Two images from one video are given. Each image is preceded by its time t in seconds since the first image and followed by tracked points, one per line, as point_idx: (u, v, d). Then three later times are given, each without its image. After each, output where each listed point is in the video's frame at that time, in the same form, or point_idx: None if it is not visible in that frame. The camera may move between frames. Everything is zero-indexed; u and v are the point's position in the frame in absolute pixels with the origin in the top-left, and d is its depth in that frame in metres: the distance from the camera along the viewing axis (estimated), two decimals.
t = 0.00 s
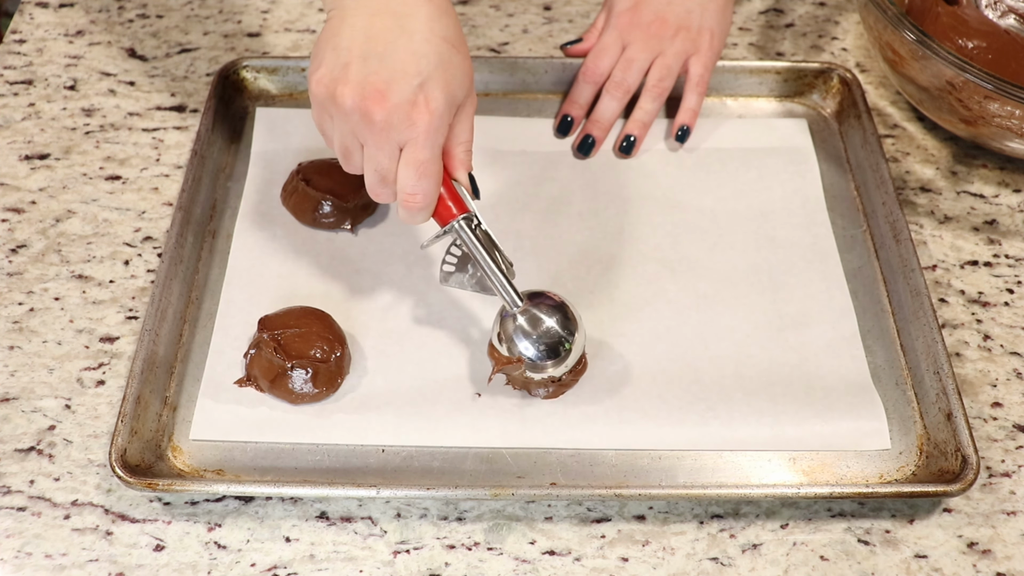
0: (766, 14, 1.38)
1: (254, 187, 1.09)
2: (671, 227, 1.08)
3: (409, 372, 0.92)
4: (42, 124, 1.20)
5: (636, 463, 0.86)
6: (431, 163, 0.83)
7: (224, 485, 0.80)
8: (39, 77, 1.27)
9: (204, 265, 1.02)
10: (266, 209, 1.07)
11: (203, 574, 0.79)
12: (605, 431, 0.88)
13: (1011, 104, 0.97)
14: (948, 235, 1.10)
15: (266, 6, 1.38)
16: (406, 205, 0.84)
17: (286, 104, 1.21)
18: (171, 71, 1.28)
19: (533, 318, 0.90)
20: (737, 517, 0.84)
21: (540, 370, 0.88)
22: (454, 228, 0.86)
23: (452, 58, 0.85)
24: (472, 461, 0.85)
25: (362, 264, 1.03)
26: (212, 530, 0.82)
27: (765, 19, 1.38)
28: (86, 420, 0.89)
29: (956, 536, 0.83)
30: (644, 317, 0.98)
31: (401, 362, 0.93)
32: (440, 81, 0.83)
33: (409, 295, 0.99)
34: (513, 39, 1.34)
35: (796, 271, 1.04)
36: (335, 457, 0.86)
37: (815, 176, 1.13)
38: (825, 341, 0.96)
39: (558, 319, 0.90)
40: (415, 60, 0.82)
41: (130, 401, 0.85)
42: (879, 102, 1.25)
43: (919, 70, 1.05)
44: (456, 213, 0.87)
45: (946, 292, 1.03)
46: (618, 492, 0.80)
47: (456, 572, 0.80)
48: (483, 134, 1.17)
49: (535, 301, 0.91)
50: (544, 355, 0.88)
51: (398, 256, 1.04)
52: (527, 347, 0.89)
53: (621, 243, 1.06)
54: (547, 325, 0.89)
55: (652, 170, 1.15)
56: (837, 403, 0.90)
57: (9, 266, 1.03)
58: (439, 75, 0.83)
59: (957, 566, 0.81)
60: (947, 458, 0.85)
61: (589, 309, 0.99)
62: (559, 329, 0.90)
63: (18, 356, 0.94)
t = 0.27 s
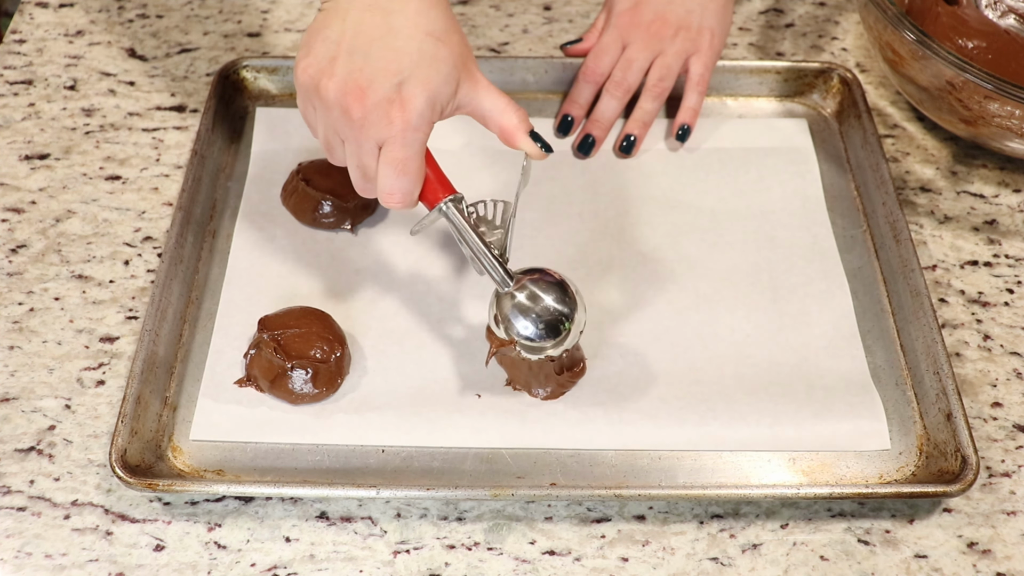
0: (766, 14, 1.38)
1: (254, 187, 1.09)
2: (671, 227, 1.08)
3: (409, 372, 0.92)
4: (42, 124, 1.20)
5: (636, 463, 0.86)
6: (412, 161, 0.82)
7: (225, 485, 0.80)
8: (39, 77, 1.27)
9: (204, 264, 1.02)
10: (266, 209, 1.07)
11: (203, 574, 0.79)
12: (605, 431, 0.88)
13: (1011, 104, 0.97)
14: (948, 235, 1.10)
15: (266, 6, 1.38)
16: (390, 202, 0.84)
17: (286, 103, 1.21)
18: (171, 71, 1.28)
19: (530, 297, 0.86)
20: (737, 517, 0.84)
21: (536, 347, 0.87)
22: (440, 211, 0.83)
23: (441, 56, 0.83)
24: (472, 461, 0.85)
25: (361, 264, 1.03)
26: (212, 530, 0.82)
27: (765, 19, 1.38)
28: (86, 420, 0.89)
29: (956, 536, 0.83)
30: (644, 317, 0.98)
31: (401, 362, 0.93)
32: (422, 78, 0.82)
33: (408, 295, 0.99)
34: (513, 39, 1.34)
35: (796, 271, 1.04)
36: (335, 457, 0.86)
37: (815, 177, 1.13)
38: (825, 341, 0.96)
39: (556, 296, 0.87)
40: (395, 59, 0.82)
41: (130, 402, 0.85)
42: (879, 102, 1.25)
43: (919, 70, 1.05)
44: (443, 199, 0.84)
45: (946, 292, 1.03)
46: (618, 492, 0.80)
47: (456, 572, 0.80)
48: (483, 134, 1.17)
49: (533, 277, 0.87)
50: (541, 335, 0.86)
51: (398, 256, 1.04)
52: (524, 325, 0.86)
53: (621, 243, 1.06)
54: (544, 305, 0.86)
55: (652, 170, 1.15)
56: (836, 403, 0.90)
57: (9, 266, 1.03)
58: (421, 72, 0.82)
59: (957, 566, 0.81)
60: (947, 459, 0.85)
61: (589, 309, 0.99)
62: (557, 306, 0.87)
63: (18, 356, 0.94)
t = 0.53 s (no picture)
0: (766, 14, 1.38)
1: (255, 187, 1.09)
2: (671, 227, 1.08)
3: (409, 372, 0.92)
4: (42, 124, 1.20)
5: (635, 463, 0.86)
6: (410, 126, 0.80)
7: (222, 482, 0.80)
8: (39, 77, 1.27)
9: (203, 262, 1.02)
10: (266, 208, 1.07)
11: (203, 574, 0.79)
12: (605, 432, 0.88)
13: (1011, 104, 0.97)
14: (948, 235, 1.10)
15: (266, 6, 1.38)
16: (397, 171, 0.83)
17: (287, 102, 1.21)
18: (171, 71, 1.28)
19: (548, 256, 0.77)
20: (737, 517, 0.84)
21: (560, 310, 0.78)
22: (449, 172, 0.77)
23: (433, 18, 0.83)
24: (472, 461, 0.85)
25: (361, 264, 1.02)
26: (212, 530, 0.82)
27: (765, 19, 1.38)
28: (86, 420, 0.89)
29: (956, 536, 0.83)
30: (644, 318, 0.98)
31: (400, 362, 0.93)
32: (412, 41, 0.81)
33: (409, 295, 0.99)
34: (513, 39, 1.34)
35: (796, 271, 1.04)
36: (335, 458, 0.86)
37: (816, 177, 1.14)
38: (824, 342, 0.96)
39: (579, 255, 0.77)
40: (385, 25, 0.82)
41: (129, 397, 0.85)
42: (879, 102, 1.25)
43: (919, 70, 1.05)
44: (448, 160, 0.80)
45: (946, 293, 1.03)
46: (618, 492, 0.80)
47: (456, 572, 0.80)
48: (483, 133, 1.17)
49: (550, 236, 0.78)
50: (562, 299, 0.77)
51: (398, 256, 1.03)
52: (544, 288, 0.77)
53: (621, 244, 1.06)
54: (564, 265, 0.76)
55: (652, 170, 1.15)
56: (836, 404, 0.90)
57: (9, 266, 1.03)
58: (411, 35, 0.81)
59: (957, 566, 0.81)
60: (945, 462, 0.85)
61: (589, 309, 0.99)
62: (578, 265, 0.77)
63: (18, 355, 0.94)
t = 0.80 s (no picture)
0: (766, 14, 1.38)
1: (254, 187, 1.09)
2: (671, 227, 1.08)
3: (410, 373, 0.92)
4: (42, 124, 1.20)
5: (636, 463, 0.86)
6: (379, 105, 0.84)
7: (225, 487, 0.80)
8: (39, 77, 1.27)
9: (204, 265, 1.02)
10: (266, 209, 1.07)
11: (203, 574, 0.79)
12: (605, 432, 0.88)
13: (1011, 104, 0.97)
14: (948, 235, 1.10)
15: (266, 6, 1.38)
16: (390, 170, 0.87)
17: (285, 103, 1.21)
18: (171, 71, 1.28)
19: (510, 246, 0.74)
20: (737, 517, 0.84)
21: (516, 303, 0.76)
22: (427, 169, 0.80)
23: None
24: (472, 461, 0.85)
25: (362, 264, 1.03)
26: (212, 530, 0.82)
27: (765, 19, 1.38)
28: (86, 420, 0.89)
29: (956, 536, 0.83)
30: (644, 317, 0.98)
31: (401, 362, 0.93)
32: None
33: (409, 296, 0.99)
34: (513, 39, 1.34)
35: (796, 270, 1.04)
36: (336, 458, 0.86)
37: (815, 177, 1.14)
38: (824, 342, 0.96)
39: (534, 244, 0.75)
40: None
41: (130, 403, 0.85)
42: (879, 102, 1.25)
43: (919, 70, 1.05)
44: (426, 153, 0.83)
45: (946, 293, 1.03)
46: (618, 492, 0.80)
47: (456, 572, 0.80)
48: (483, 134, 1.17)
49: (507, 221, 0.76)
50: (521, 289, 0.75)
51: (398, 257, 1.04)
52: (506, 278, 0.75)
53: (621, 243, 1.06)
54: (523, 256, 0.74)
55: (652, 170, 1.15)
56: (836, 404, 0.90)
57: (9, 266, 1.03)
58: None
59: (957, 566, 0.81)
60: (946, 458, 0.85)
61: (589, 309, 0.99)
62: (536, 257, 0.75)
63: (18, 356, 0.94)
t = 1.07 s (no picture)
0: (766, 14, 1.38)
1: (254, 188, 1.09)
2: (671, 227, 1.08)
3: (410, 373, 0.92)
4: (42, 124, 1.20)
5: (636, 463, 0.86)
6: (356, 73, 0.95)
7: (225, 486, 0.80)
8: (39, 77, 1.27)
9: (204, 265, 1.02)
10: (266, 209, 1.07)
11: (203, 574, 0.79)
12: (605, 432, 0.88)
13: (1011, 104, 0.97)
14: (948, 235, 1.10)
15: (266, 6, 1.38)
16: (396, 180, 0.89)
17: (285, 103, 1.21)
18: (171, 72, 1.28)
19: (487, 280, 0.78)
20: (737, 517, 0.84)
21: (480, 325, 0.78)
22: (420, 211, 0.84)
23: None
24: (472, 462, 0.85)
25: (362, 264, 1.03)
26: (212, 530, 0.82)
27: (765, 19, 1.38)
28: (86, 420, 0.89)
29: (956, 536, 0.83)
30: (644, 317, 0.98)
31: (401, 363, 0.93)
32: None
33: (409, 296, 1.00)
34: (513, 39, 1.34)
35: (796, 270, 1.04)
36: (336, 459, 0.86)
37: (815, 176, 1.14)
38: (825, 342, 0.96)
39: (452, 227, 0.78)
40: None
41: (130, 404, 0.85)
42: (879, 102, 1.25)
43: (919, 70, 1.05)
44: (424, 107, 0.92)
45: (946, 293, 1.03)
46: (618, 493, 0.80)
47: (456, 572, 0.80)
48: (483, 133, 1.17)
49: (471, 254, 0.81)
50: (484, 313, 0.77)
51: (399, 257, 1.04)
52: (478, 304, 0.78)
53: (621, 243, 1.06)
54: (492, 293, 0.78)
55: (653, 169, 1.15)
56: (836, 404, 0.90)
57: (9, 266, 1.03)
58: None
59: (957, 566, 0.81)
60: (946, 459, 0.85)
61: (589, 309, 1.00)
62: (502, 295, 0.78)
63: (18, 355, 0.94)
